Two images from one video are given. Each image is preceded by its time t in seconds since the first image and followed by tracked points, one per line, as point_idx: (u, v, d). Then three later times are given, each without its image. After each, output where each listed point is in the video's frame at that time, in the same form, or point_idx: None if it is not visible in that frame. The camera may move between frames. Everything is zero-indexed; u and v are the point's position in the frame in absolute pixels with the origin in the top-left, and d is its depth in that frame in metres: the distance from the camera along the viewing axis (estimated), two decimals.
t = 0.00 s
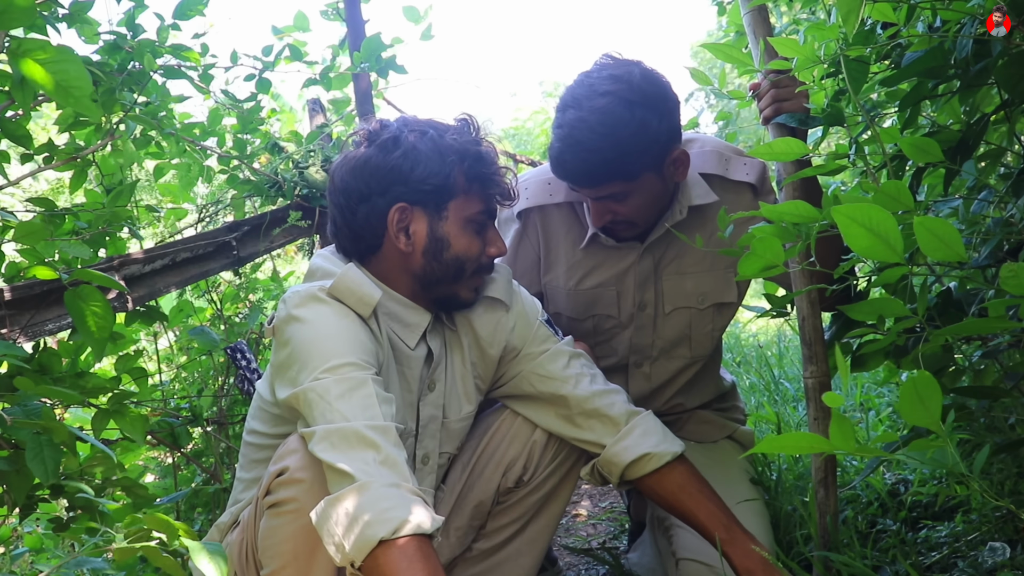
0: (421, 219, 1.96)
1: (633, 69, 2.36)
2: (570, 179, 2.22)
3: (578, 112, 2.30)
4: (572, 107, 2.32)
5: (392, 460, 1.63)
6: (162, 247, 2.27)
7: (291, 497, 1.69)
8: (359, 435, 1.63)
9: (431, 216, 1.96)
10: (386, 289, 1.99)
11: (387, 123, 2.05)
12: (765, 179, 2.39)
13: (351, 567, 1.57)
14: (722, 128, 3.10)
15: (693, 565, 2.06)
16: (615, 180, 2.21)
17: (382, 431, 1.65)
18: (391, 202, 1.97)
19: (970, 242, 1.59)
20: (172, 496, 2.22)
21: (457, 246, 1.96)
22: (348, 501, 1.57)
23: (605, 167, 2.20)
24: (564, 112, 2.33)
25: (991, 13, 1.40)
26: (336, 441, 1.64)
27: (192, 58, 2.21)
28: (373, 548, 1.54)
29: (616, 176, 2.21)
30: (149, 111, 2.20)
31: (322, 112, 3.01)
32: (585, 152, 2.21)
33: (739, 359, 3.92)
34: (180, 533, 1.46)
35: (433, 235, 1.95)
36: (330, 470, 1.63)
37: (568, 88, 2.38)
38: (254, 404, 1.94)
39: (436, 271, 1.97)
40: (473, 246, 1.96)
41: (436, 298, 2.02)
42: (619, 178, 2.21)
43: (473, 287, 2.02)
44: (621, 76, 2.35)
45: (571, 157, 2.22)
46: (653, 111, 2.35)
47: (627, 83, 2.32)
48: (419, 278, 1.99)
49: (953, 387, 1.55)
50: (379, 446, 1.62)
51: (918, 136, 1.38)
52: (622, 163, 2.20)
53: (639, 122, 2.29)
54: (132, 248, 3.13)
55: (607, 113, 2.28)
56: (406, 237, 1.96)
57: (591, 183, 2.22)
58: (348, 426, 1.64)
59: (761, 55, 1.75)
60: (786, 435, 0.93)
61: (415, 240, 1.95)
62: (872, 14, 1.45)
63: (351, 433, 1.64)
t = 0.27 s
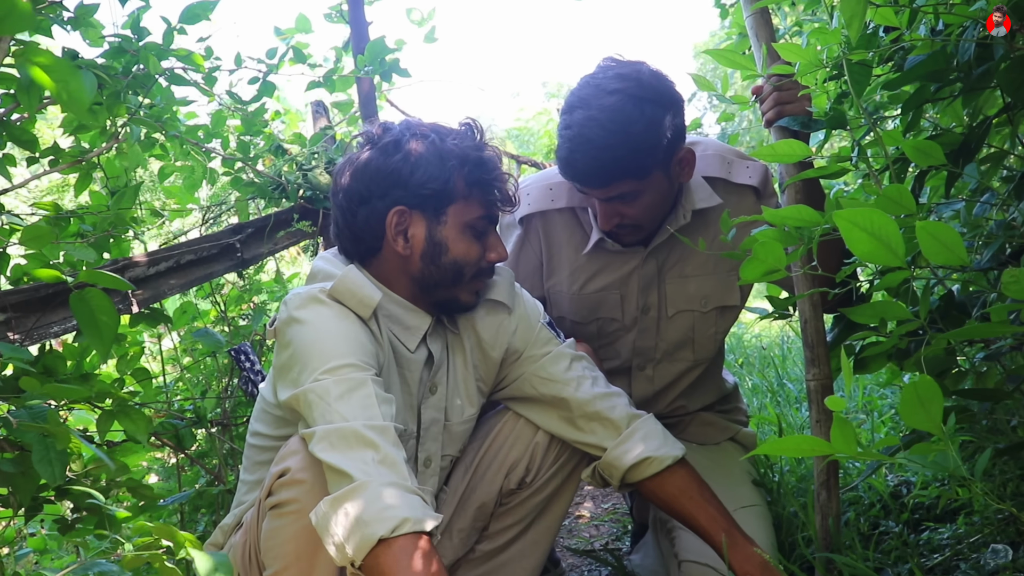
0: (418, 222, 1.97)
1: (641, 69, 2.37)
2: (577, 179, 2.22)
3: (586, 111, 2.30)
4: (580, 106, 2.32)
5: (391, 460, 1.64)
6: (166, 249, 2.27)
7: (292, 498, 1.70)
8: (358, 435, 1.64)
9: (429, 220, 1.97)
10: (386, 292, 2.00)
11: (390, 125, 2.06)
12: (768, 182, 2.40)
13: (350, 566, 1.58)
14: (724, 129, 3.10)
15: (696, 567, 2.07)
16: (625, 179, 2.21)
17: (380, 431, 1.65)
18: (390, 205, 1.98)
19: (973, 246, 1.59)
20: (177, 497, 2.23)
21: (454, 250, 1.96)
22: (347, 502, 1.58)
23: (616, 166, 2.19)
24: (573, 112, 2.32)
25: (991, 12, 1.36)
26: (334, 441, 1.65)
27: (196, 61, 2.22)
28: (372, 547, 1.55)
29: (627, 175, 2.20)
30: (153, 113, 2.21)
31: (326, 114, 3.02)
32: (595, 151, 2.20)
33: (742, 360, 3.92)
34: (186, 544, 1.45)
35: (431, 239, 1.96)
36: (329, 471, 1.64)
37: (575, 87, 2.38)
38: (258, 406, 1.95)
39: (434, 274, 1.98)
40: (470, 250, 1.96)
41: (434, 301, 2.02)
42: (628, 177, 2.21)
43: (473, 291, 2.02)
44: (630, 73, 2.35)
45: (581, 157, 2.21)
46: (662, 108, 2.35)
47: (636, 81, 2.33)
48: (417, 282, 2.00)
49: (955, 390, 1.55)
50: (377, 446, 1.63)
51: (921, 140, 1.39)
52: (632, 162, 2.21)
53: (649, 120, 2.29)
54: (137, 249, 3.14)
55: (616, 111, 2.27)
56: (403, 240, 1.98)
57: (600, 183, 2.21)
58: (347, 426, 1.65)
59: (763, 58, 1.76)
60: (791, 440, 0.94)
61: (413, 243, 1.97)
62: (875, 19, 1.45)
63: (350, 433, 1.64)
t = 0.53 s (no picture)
0: (382, 224, 2.00)
1: (639, 64, 2.41)
2: (585, 173, 2.19)
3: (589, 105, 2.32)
4: (582, 102, 2.33)
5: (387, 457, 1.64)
6: (168, 250, 2.27)
7: (290, 498, 1.69)
8: (354, 432, 1.64)
9: (392, 223, 1.99)
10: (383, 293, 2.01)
11: (378, 127, 2.10)
12: (766, 184, 2.41)
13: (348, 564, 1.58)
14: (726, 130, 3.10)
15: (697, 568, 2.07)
16: (636, 170, 2.20)
17: (376, 429, 1.65)
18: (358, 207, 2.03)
19: (974, 247, 1.59)
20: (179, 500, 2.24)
21: (415, 254, 1.97)
22: (342, 498, 1.59)
23: (628, 155, 2.19)
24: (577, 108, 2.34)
25: (991, 13, 1.38)
26: (330, 438, 1.65)
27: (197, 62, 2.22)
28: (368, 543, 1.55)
29: (639, 165, 2.19)
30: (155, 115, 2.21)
31: (327, 116, 3.02)
32: (604, 141, 2.20)
33: (745, 361, 3.92)
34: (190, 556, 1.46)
35: (392, 242, 1.99)
36: (325, 468, 1.64)
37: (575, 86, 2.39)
38: (258, 407, 1.95)
39: (399, 277, 2.00)
40: (432, 256, 1.96)
41: (415, 306, 2.02)
42: (639, 168, 2.20)
43: (446, 296, 1.99)
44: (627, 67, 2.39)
45: (592, 145, 2.20)
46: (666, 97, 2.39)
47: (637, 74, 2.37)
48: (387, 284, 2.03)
49: (957, 392, 1.55)
50: (373, 443, 1.63)
51: (922, 142, 1.38)
52: (643, 151, 2.21)
53: (654, 110, 2.33)
54: (139, 251, 3.15)
55: (621, 103, 2.30)
56: (371, 240, 2.03)
57: (612, 176, 2.18)
58: (343, 424, 1.65)
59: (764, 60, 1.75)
60: (792, 443, 0.93)
61: (377, 245, 2.02)
62: (876, 20, 1.45)
63: (346, 430, 1.64)
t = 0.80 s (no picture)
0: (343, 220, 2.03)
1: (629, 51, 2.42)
2: (586, 159, 2.18)
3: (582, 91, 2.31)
4: (575, 90, 2.33)
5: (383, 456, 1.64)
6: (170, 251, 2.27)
7: (289, 499, 1.70)
8: (351, 432, 1.64)
9: (350, 217, 2.02)
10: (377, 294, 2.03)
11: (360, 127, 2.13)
12: (761, 184, 2.41)
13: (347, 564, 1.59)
14: (728, 130, 3.10)
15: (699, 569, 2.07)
16: (635, 153, 2.20)
17: (373, 429, 1.66)
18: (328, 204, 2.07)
19: (974, 248, 1.58)
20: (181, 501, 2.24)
21: (366, 244, 1.98)
22: (339, 499, 1.59)
23: (627, 137, 2.18)
24: (572, 96, 2.34)
25: (990, 13, 1.38)
26: (326, 439, 1.65)
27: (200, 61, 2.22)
28: (366, 544, 1.56)
29: (638, 148, 2.19)
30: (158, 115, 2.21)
31: (329, 116, 3.03)
32: (602, 124, 2.19)
33: (746, 362, 3.92)
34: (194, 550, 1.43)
35: (350, 236, 2.01)
36: (323, 469, 1.64)
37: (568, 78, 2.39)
38: (258, 409, 1.95)
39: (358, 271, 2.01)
40: (376, 242, 1.95)
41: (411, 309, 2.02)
42: (638, 150, 2.19)
43: (400, 289, 1.97)
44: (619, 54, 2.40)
45: (593, 126, 2.20)
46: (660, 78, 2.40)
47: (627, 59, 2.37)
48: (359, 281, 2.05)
49: (958, 394, 1.55)
50: (371, 443, 1.64)
51: (922, 144, 1.38)
52: (642, 133, 2.21)
53: (649, 91, 2.32)
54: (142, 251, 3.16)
55: (615, 86, 2.30)
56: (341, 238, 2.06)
57: (613, 158, 2.17)
58: (339, 424, 1.65)
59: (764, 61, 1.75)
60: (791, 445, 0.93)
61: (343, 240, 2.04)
62: (877, 21, 1.45)
63: (342, 430, 1.65)
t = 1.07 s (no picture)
0: (353, 237, 2.01)
1: (618, 54, 2.46)
2: (579, 155, 2.20)
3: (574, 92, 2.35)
4: (566, 93, 2.36)
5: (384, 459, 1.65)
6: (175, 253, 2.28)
7: (291, 501, 1.70)
8: (352, 435, 1.65)
9: (359, 236, 2.00)
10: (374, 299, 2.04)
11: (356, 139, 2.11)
12: (757, 186, 2.43)
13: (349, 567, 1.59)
14: (730, 132, 3.10)
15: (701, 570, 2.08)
16: (627, 148, 2.22)
17: (374, 431, 1.67)
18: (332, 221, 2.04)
19: (975, 250, 1.59)
20: (185, 502, 2.26)
21: (381, 266, 1.96)
22: (342, 502, 1.59)
23: (620, 133, 2.20)
24: (564, 97, 2.37)
25: (990, 13, 1.38)
26: (327, 442, 1.66)
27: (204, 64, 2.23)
28: (369, 546, 1.56)
29: (631, 142, 2.21)
30: (162, 118, 2.22)
31: (332, 118, 3.04)
32: (595, 119, 2.22)
33: (748, 363, 3.93)
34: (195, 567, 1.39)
35: (360, 256, 1.99)
36: (326, 472, 1.65)
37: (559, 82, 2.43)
38: (259, 412, 1.96)
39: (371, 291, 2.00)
40: (394, 267, 1.95)
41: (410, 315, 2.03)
42: (631, 144, 2.22)
43: (417, 310, 1.98)
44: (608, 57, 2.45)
45: (586, 121, 2.23)
46: (650, 76, 2.44)
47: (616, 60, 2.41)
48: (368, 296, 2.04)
49: (960, 395, 1.56)
50: (372, 445, 1.65)
51: (924, 147, 1.38)
52: (634, 127, 2.23)
53: (640, 88, 2.36)
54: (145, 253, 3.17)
55: (606, 84, 2.33)
56: (346, 255, 2.04)
57: (607, 152, 2.19)
58: (341, 427, 1.66)
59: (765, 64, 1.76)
60: (794, 449, 0.93)
61: (351, 259, 2.02)
62: (879, 25, 1.46)
63: (344, 433, 1.65)
